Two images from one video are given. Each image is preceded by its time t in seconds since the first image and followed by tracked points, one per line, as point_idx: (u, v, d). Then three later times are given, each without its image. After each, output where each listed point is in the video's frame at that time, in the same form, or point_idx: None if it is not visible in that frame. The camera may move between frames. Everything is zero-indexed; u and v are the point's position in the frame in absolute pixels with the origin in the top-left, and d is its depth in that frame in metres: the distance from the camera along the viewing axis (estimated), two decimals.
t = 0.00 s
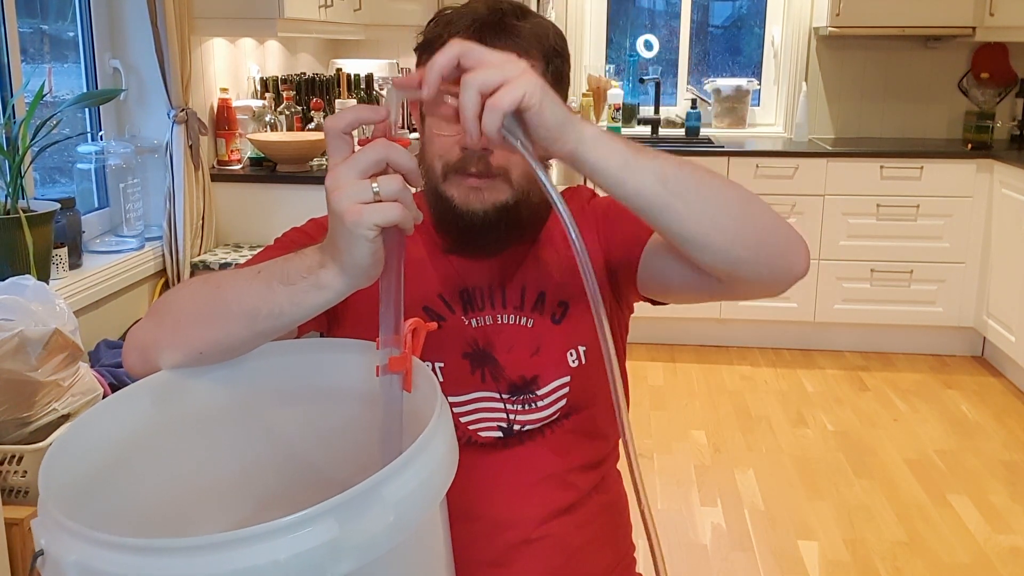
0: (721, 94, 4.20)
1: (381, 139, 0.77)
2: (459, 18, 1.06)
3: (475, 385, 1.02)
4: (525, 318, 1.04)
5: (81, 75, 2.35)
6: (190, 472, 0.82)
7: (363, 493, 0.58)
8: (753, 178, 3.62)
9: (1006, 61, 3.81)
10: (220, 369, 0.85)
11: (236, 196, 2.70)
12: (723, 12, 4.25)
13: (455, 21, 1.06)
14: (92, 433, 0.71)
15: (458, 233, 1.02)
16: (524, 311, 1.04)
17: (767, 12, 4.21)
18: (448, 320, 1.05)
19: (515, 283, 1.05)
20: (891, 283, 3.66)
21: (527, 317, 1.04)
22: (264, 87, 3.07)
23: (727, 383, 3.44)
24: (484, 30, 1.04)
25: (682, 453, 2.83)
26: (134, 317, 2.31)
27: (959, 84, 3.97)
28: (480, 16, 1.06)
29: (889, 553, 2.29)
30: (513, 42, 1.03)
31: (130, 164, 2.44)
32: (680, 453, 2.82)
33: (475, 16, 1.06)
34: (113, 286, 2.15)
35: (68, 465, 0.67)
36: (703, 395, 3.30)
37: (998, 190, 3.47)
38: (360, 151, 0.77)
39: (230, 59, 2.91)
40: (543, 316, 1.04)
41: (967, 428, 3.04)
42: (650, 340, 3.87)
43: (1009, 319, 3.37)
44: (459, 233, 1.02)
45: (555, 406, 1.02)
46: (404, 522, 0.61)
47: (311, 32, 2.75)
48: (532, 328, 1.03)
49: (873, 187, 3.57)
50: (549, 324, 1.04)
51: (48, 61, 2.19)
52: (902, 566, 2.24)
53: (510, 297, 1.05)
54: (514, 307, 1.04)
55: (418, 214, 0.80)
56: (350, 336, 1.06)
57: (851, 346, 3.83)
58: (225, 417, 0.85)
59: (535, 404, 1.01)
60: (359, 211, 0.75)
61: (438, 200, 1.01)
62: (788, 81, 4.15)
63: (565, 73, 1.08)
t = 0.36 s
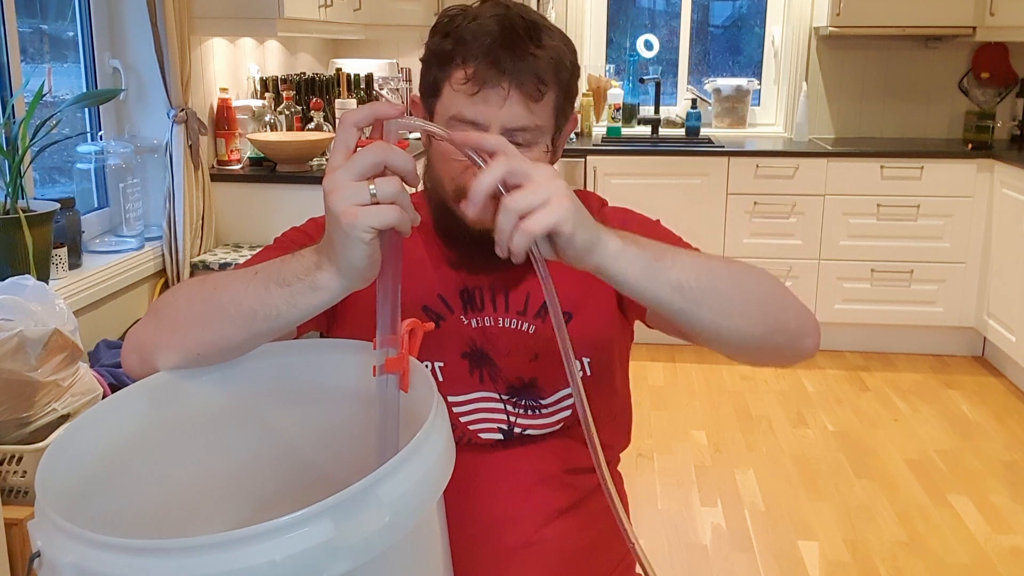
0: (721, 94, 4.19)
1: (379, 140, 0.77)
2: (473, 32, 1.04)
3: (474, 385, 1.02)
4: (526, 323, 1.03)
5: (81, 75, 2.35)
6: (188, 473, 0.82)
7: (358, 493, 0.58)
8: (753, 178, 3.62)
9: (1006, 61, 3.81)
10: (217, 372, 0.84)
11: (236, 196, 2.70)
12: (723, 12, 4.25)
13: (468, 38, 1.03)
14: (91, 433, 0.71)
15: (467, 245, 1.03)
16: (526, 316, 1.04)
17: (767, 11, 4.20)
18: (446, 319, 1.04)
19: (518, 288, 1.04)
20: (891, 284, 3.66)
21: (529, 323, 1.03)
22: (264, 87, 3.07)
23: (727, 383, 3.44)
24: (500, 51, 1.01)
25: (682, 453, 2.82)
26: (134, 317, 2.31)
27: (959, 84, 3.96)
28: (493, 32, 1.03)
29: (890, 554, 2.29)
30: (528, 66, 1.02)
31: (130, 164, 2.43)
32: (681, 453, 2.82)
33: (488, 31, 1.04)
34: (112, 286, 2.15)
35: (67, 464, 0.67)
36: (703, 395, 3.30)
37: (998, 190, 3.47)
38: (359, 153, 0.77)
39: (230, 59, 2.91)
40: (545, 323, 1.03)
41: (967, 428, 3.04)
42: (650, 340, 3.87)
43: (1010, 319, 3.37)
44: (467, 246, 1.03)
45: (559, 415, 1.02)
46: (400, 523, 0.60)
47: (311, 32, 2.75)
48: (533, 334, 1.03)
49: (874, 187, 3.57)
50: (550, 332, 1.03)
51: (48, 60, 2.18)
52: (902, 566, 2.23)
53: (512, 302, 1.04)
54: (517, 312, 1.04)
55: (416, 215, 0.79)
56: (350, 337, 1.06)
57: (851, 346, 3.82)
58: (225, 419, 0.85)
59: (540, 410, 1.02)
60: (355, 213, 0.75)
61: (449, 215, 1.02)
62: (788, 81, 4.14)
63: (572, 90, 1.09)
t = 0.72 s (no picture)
0: (721, 94, 4.20)
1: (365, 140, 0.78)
2: (481, 39, 1.03)
3: (475, 386, 1.02)
4: (534, 333, 1.04)
5: (81, 76, 2.35)
6: (182, 475, 0.82)
7: (347, 493, 0.58)
8: (753, 178, 3.62)
9: (1006, 61, 3.81)
10: (208, 374, 0.84)
11: (236, 197, 2.70)
12: (723, 12, 4.25)
13: (477, 44, 1.03)
14: (85, 436, 0.71)
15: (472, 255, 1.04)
16: (535, 327, 1.04)
17: (767, 11, 4.20)
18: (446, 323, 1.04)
19: (524, 295, 1.05)
20: (891, 283, 3.66)
21: (537, 333, 1.04)
22: (264, 87, 3.07)
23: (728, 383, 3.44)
24: (511, 57, 1.01)
25: (683, 453, 2.82)
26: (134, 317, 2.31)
27: (959, 84, 3.96)
28: (500, 38, 1.03)
29: (890, 554, 2.29)
30: (540, 70, 1.02)
31: (130, 164, 2.44)
32: (681, 453, 2.82)
33: (496, 39, 1.03)
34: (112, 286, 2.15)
35: (58, 467, 0.67)
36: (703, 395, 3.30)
37: (998, 190, 3.47)
38: (345, 152, 0.78)
39: (230, 59, 2.91)
40: (553, 336, 1.04)
41: (966, 428, 3.04)
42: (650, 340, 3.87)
43: (1009, 319, 3.37)
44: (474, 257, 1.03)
45: (560, 418, 1.02)
46: (389, 522, 0.60)
47: (311, 32, 2.75)
48: (539, 345, 1.04)
49: (874, 187, 3.57)
50: (556, 345, 1.03)
51: (48, 61, 2.18)
52: (902, 566, 2.23)
53: (523, 311, 1.04)
54: (525, 321, 1.04)
55: (404, 214, 0.80)
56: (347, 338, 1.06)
57: (851, 347, 3.82)
58: (218, 420, 0.85)
59: (544, 412, 1.02)
60: (341, 212, 0.75)
61: (457, 230, 1.03)
62: (788, 81, 4.14)
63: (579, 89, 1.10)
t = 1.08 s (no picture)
0: (721, 94, 4.20)
1: (368, 139, 0.78)
2: (483, 19, 1.06)
3: (479, 388, 1.02)
4: (542, 337, 1.04)
5: (81, 75, 2.35)
6: (183, 473, 0.82)
7: (347, 488, 0.58)
8: (753, 178, 3.62)
9: (1006, 61, 3.81)
10: (210, 372, 0.84)
11: (237, 197, 2.70)
12: (723, 12, 4.25)
13: (479, 24, 1.06)
14: (86, 433, 0.71)
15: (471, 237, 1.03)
16: (543, 330, 1.04)
17: (767, 11, 4.21)
18: (450, 325, 1.04)
19: (531, 298, 1.04)
20: (891, 283, 3.66)
21: (545, 337, 1.04)
22: (264, 87, 3.07)
23: (728, 383, 3.44)
24: (509, 31, 1.04)
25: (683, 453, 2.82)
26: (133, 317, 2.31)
27: (959, 84, 3.96)
28: (503, 16, 1.06)
29: (890, 553, 2.29)
30: (539, 44, 1.04)
31: (130, 164, 2.44)
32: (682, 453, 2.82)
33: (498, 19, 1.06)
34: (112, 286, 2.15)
35: (60, 464, 0.67)
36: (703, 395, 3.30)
37: (998, 190, 3.47)
38: (349, 151, 0.78)
39: (230, 59, 2.91)
40: (561, 341, 1.04)
41: (966, 428, 3.04)
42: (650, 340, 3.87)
43: (1010, 319, 3.37)
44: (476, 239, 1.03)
45: (564, 420, 1.03)
46: (389, 517, 0.61)
47: (311, 32, 2.75)
48: (547, 348, 1.03)
49: (874, 187, 3.57)
50: (564, 350, 1.03)
51: (48, 60, 2.18)
52: (902, 566, 2.23)
53: (531, 314, 1.04)
54: (533, 323, 1.04)
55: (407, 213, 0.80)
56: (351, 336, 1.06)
57: (851, 347, 3.82)
58: (220, 418, 0.85)
59: (546, 414, 1.02)
60: (345, 209, 0.75)
61: (455, 205, 1.03)
62: (788, 81, 4.14)
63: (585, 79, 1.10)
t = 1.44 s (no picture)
0: (721, 94, 4.20)
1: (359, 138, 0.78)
2: (470, 17, 1.07)
3: (482, 395, 1.02)
4: (548, 346, 1.03)
5: (81, 75, 2.36)
6: (182, 473, 0.82)
7: (339, 485, 0.58)
8: (753, 178, 3.62)
9: (1006, 61, 3.81)
10: (206, 372, 0.84)
11: (237, 197, 2.70)
12: (723, 12, 4.25)
13: (467, 23, 1.07)
14: (82, 434, 0.71)
15: (480, 237, 1.03)
16: (549, 339, 1.04)
17: (767, 11, 4.21)
18: (455, 333, 1.03)
19: (539, 306, 1.04)
20: (891, 283, 3.66)
21: (551, 346, 1.03)
22: (264, 87, 3.07)
23: (727, 383, 3.44)
24: (498, 23, 1.05)
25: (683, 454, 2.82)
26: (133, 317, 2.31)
27: (959, 84, 3.96)
28: (490, 11, 1.07)
29: (890, 553, 2.29)
30: (528, 33, 1.05)
31: (130, 164, 2.44)
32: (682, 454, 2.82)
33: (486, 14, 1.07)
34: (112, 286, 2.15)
35: (55, 465, 0.67)
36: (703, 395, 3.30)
37: (998, 190, 3.47)
38: (339, 150, 0.78)
39: (230, 58, 2.91)
40: (566, 350, 1.03)
41: (966, 428, 3.04)
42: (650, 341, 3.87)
43: (1010, 319, 3.37)
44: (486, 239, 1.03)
45: (567, 430, 1.03)
46: (382, 514, 0.60)
47: (311, 32, 2.75)
48: (553, 357, 1.03)
49: (874, 187, 3.57)
50: (570, 360, 1.03)
51: (48, 60, 2.18)
52: (902, 566, 2.23)
53: (538, 323, 1.04)
54: (541, 332, 1.04)
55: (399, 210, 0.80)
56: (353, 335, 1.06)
57: (851, 347, 3.82)
58: (218, 418, 0.85)
59: (550, 424, 1.02)
60: (336, 208, 0.76)
61: (464, 208, 1.03)
62: (788, 81, 4.14)
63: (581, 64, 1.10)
